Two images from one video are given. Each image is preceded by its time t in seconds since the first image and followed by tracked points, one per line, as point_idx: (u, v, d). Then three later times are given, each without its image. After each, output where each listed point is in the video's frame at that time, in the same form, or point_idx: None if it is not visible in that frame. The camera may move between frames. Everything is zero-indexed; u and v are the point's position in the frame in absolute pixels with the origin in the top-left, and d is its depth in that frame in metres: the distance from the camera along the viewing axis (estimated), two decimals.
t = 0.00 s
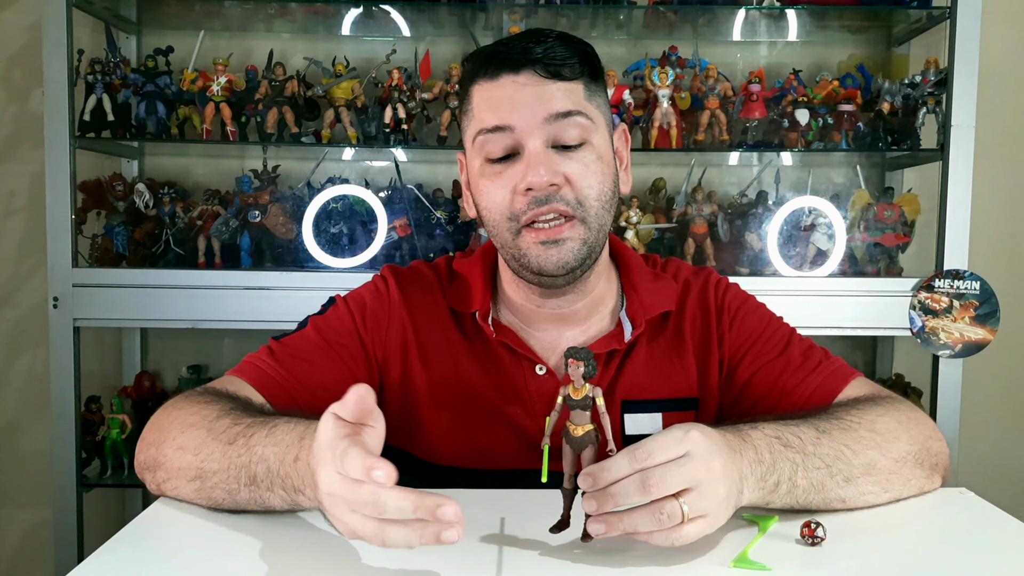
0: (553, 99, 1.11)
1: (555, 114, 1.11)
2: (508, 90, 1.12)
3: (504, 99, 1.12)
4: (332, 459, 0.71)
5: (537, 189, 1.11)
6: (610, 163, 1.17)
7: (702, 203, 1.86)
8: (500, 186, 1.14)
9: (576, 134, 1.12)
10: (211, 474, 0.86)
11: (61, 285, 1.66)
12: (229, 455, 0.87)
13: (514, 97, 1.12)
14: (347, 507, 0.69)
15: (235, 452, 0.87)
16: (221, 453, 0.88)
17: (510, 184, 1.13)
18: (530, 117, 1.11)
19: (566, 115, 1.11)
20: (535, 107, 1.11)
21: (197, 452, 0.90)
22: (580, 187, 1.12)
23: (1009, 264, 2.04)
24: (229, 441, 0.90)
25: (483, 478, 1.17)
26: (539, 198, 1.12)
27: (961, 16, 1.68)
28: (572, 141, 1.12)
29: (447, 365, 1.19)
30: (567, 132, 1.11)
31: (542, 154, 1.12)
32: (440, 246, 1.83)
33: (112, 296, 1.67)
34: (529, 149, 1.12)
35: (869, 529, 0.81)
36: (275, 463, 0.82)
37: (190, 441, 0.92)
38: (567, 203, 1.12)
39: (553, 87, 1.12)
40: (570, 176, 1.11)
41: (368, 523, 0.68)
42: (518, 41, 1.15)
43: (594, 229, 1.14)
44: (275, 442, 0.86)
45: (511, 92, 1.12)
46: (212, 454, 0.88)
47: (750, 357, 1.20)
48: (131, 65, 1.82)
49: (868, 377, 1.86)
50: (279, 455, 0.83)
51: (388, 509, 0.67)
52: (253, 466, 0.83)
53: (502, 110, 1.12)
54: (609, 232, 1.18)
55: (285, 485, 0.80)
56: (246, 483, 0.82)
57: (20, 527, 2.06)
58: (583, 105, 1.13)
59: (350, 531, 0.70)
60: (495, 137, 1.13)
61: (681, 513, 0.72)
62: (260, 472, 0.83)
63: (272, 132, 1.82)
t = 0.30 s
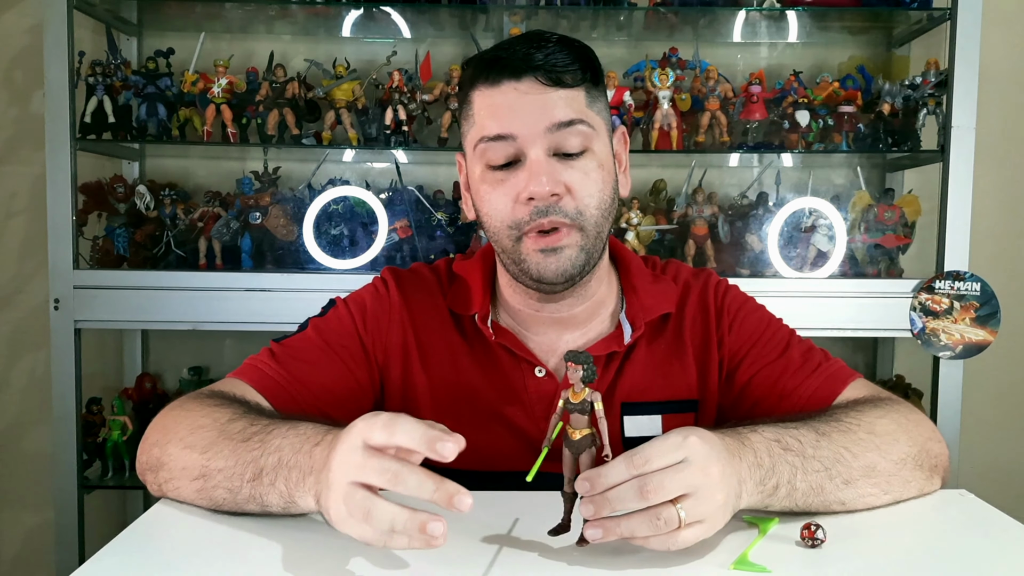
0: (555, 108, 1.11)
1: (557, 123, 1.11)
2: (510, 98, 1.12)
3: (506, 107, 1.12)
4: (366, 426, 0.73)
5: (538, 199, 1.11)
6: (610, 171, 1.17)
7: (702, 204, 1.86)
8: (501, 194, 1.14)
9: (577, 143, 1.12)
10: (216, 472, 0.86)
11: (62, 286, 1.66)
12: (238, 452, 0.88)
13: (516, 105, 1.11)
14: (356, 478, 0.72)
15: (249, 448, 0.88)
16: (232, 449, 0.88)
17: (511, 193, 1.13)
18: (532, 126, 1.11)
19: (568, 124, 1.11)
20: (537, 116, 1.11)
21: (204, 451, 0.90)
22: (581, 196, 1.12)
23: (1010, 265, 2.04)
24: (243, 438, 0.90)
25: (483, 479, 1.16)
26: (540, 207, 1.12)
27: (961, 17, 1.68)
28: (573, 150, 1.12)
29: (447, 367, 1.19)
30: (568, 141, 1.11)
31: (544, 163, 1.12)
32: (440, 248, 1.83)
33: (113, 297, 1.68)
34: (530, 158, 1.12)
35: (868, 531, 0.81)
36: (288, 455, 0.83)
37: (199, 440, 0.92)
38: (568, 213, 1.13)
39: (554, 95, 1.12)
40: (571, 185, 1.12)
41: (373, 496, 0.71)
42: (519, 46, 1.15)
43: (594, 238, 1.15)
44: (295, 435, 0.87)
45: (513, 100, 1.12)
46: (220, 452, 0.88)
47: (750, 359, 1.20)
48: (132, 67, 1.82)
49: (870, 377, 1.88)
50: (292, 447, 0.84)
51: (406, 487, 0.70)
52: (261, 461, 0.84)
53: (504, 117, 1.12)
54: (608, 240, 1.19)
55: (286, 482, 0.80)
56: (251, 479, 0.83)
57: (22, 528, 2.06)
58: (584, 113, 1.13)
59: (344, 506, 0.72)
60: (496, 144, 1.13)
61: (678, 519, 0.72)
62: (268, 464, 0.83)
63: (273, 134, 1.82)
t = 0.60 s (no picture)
0: (559, 109, 1.10)
1: (561, 123, 1.10)
2: (514, 97, 1.11)
3: (510, 107, 1.11)
4: (386, 401, 0.75)
5: (541, 199, 1.11)
6: (613, 171, 1.17)
7: (702, 203, 1.86)
8: (504, 192, 1.14)
9: (582, 144, 1.12)
10: (222, 466, 0.86)
11: (61, 286, 1.66)
12: (246, 447, 0.88)
13: (520, 105, 1.11)
14: (369, 447, 0.73)
15: (260, 441, 0.88)
16: (241, 443, 0.89)
17: (514, 192, 1.13)
18: (537, 126, 1.10)
19: (572, 125, 1.11)
20: (541, 116, 1.10)
21: (211, 446, 0.90)
22: (584, 196, 1.12)
23: (1011, 264, 2.03)
24: (254, 433, 0.90)
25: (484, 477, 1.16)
26: (543, 207, 1.12)
27: (961, 16, 1.67)
28: (577, 150, 1.12)
29: (447, 366, 1.19)
30: (573, 142, 1.11)
31: (547, 163, 1.11)
32: (439, 247, 1.83)
33: (112, 297, 1.67)
34: (534, 157, 1.11)
35: (869, 529, 0.80)
36: (299, 446, 0.84)
37: (205, 436, 0.92)
38: (570, 212, 1.12)
39: (559, 95, 1.11)
40: (574, 186, 1.11)
41: (379, 461, 0.72)
42: (523, 45, 1.14)
43: (596, 237, 1.15)
44: (306, 428, 0.88)
45: (518, 99, 1.11)
46: (228, 446, 0.89)
47: (750, 358, 1.20)
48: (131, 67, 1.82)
49: (869, 377, 1.88)
50: (304, 440, 0.85)
51: (419, 451, 0.71)
52: (271, 454, 0.85)
53: (508, 117, 1.11)
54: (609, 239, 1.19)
55: (295, 472, 0.81)
56: (258, 472, 0.83)
57: (21, 529, 2.06)
58: (589, 114, 1.12)
59: (353, 472, 0.73)
60: (500, 143, 1.12)
61: (673, 519, 0.72)
62: (277, 456, 0.84)
63: (272, 133, 1.81)
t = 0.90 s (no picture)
0: (567, 106, 1.10)
1: (569, 120, 1.10)
2: (523, 91, 1.10)
3: (518, 101, 1.10)
4: (374, 414, 0.72)
5: (544, 195, 1.11)
6: (615, 171, 1.17)
7: (701, 199, 1.85)
8: (506, 185, 1.13)
9: (587, 143, 1.11)
10: (218, 464, 0.85)
11: (57, 281, 1.65)
12: (241, 445, 0.87)
13: (527, 99, 1.10)
14: (356, 462, 0.71)
15: (254, 439, 0.87)
16: (236, 441, 0.88)
17: (517, 185, 1.12)
18: (543, 121, 1.10)
19: (579, 124, 1.10)
20: (549, 112, 1.10)
21: (207, 442, 0.89)
22: (585, 195, 1.12)
23: (1012, 261, 2.03)
24: (248, 430, 0.89)
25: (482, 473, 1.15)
26: (545, 202, 1.11)
27: (962, 10, 1.67)
28: (582, 148, 1.11)
29: (444, 361, 1.18)
30: (579, 140, 1.10)
31: (552, 159, 1.11)
32: (438, 243, 1.82)
33: (108, 292, 1.66)
34: (539, 152, 1.11)
35: (871, 527, 0.80)
36: (293, 445, 0.83)
37: (201, 432, 0.91)
38: (571, 209, 1.12)
39: (567, 92, 1.10)
40: (577, 183, 1.11)
41: (363, 479, 0.70)
42: (535, 38, 1.12)
43: (595, 236, 1.15)
44: (301, 425, 0.86)
45: (525, 93, 1.10)
46: (223, 443, 0.88)
47: (748, 353, 1.19)
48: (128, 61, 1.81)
49: (870, 373, 1.90)
50: (298, 438, 0.84)
51: (403, 473, 0.69)
52: (265, 452, 0.84)
53: (515, 110, 1.10)
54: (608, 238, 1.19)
55: (290, 472, 0.80)
56: (254, 470, 0.82)
57: (18, 525, 2.05)
58: (596, 113, 1.12)
59: (336, 490, 0.71)
60: (506, 135, 1.11)
61: (671, 522, 0.71)
62: (271, 455, 0.83)
63: (269, 128, 1.80)
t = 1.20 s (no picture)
0: (568, 110, 1.10)
1: (570, 125, 1.10)
2: (525, 95, 1.11)
3: (520, 104, 1.11)
4: (371, 467, 0.72)
5: (544, 198, 1.11)
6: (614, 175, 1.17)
7: (701, 201, 1.85)
8: (506, 187, 1.13)
9: (587, 147, 1.12)
10: (219, 476, 0.86)
11: (59, 284, 1.66)
12: (242, 460, 0.87)
13: (529, 103, 1.10)
14: (351, 517, 0.71)
15: (253, 456, 0.87)
16: (236, 456, 0.88)
17: (517, 188, 1.12)
18: (544, 125, 1.10)
19: (579, 128, 1.11)
20: (550, 116, 1.10)
21: (209, 453, 0.90)
22: (584, 198, 1.13)
23: (1011, 263, 2.03)
24: (249, 445, 0.90)
25: (483, 476, 1.16)
26: (544, 205, 1.12)
27: (961, 13, 1.67)
28: (581, 152, 1.12)
29: (443, 362, 1.19)
30: (579, 144, 1.11)
31: (552, 163, 1.11)
32: (438, 246, 1.83)
33: (110, 295, 1.67)
34: (539, 156, 1.12)
35: (870, 530, 0.80)
36: (292, 469, 0.82)
37: (203, 441, 0.92)
38: (571, 213, 1.13)
39: (568, 97, 1.11)
40: (576, 187, 1.12)
41: (358, 539, 0.70)
42: (536, 42, 1.13)
43: (593, 239, 1.15)
44: (300, 448, 0.86)
45: (527, 97, 1.11)
46: (224, 456, 0.88)
47: (746, 356, 1.20)
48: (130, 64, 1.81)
49: (868, 375, 1.88)
50: (298, 461, 0.83)
51: (398, 538, 0.69)
52: (264, 471, 0.84)
53: (517, 114, 1.11)
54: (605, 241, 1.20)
55: (289, 496, 0.79)
56: (252, 489, 0.82)
57: (20, 526, 2.06)
58: (595, 118, 1.13)
59: (331, 543, 0.71)
60: (507, 138, 1.12)
61: (672, 527, 0.71)
62: (271, 476, 0.83)
63: (270, 131, 1.81)
